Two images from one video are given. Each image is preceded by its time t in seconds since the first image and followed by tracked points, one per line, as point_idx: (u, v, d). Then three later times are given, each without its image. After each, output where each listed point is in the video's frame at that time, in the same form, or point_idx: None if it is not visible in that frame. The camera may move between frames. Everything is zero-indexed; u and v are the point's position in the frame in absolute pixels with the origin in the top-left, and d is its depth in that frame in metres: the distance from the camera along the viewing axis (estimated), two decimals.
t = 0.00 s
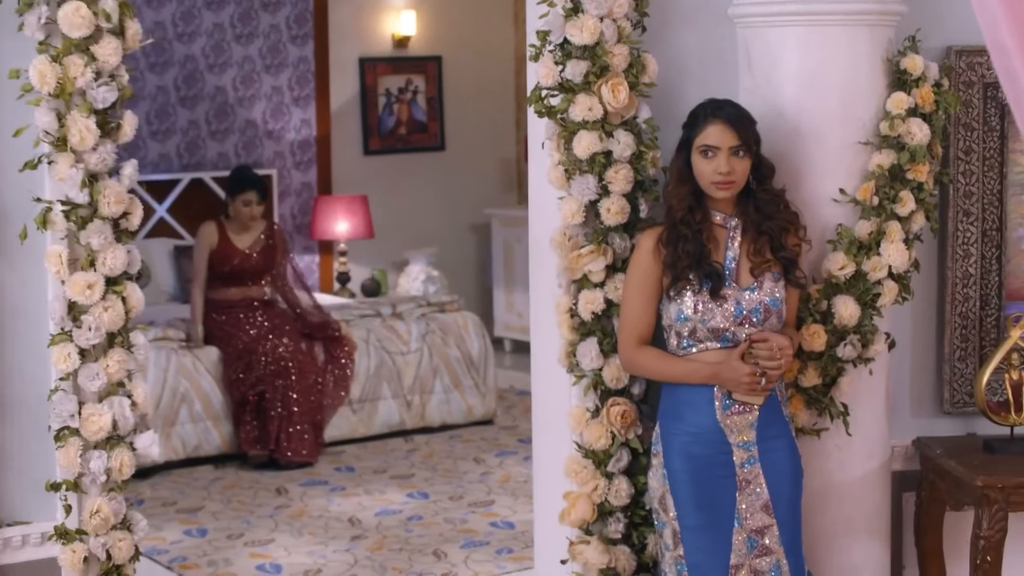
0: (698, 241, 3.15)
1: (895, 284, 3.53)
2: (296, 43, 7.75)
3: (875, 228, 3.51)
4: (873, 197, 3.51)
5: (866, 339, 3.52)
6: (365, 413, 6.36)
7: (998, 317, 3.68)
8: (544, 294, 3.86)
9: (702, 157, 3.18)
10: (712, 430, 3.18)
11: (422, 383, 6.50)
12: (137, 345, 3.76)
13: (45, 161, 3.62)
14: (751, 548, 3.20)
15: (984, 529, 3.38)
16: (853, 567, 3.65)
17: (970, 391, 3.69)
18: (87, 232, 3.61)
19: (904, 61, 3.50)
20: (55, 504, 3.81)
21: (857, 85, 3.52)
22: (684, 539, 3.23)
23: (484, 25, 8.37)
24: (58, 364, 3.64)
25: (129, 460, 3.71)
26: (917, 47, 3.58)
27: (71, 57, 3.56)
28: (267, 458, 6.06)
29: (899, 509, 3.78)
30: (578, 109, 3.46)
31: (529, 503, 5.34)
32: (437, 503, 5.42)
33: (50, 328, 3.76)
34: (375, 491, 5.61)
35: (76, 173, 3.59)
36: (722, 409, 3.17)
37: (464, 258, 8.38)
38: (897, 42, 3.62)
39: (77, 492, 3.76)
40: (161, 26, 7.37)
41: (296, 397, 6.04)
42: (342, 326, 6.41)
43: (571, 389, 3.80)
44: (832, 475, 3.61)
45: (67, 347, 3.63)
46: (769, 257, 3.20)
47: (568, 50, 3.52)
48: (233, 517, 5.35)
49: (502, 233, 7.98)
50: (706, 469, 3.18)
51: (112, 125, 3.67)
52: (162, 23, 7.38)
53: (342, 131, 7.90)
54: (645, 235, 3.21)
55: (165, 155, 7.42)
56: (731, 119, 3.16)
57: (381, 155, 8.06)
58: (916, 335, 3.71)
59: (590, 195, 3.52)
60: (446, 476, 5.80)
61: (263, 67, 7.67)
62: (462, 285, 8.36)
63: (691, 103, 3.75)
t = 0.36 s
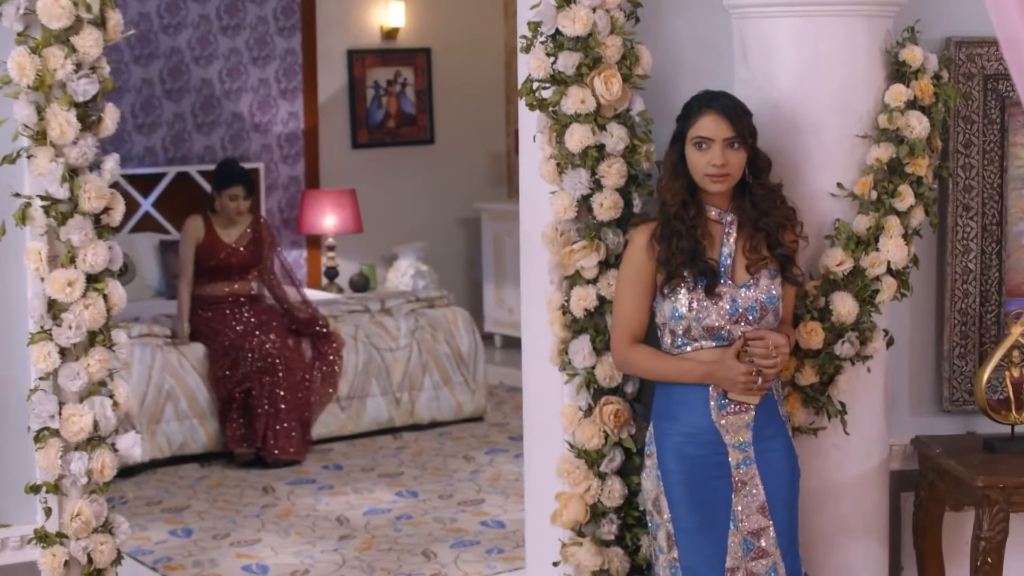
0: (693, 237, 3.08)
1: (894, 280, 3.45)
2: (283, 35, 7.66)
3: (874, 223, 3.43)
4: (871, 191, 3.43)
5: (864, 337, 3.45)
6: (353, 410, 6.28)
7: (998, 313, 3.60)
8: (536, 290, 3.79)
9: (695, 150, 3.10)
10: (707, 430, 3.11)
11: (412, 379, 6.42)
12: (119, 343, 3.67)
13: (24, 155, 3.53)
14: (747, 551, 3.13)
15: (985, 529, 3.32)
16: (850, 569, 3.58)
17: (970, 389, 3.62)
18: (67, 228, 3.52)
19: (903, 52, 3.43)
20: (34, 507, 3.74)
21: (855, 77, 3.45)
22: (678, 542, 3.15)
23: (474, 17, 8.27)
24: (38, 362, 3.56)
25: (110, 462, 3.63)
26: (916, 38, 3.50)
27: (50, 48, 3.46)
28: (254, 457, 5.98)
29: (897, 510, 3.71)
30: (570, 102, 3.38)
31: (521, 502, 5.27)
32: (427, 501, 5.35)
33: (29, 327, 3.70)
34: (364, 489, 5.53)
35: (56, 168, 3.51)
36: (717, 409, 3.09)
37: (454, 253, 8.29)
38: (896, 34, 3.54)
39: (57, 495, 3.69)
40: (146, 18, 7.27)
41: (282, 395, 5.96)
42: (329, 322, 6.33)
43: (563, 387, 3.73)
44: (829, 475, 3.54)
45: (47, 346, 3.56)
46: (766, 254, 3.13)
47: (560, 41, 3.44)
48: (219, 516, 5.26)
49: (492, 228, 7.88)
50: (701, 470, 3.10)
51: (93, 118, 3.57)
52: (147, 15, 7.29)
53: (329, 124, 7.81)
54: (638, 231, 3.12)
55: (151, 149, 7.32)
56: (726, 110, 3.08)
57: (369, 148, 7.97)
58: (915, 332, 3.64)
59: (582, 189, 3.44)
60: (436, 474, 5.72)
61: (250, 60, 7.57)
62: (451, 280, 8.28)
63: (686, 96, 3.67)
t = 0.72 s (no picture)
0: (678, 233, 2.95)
1: (887, 277, 3.35)
2: (258, 25, 7.51)
3: (866, 218, 3.34)
4: (863, 185, 3.33)
5: (855, 335, 3.36)
6: (331, 409, 6.16)
7: (992, 310, 3.50)
8: (518, 288, 3.67)
9: (681, 142, 2.96)
10: (693, 433, 2.94)
11: (390, 377, 6.30)
12: (87, 344, 3.56)
13: None
14: (734, 557, 2.95)
15: (980, 532, 3.21)
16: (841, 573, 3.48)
17: (964, 388, 3.52)
18: (33, 224, 3.39)
19: (895, 42, 3.33)
20: None
21: (846, 67, 3.35)
22: (663, 548, 2.99)
23: (453, 8, 8.14)
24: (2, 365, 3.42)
25: (78, 467, 3.52)
26: (909, 27, 3.39)
27: (15, 38, 3.32)
28: (229, 457, 5.85)
29: (890, 513, 3.61)
30: (553, 93, 3.27)
31: (502, 503, 5.16)
32: (406, 502, 5.23)
33: None
34: (341, 490, 5.41)
35: (21, 162, 3.36)
36: (703, 411, 2.93)
37: (434, 247, 8.17)
38: (888, 23, 3.43)
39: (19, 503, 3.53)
40: (118, 8, 7.11)
41: (258, 393, 5.83)
42: (306, 318, 6.19)
43: (547, 388, 3.61)
44: (819, 477, 3.44)
45: (11, 347, 3.41)
46: (754, 252, 2.99)
47: (542, 31, 3.33)
48: (193, 519, 5.14)
49: (472, 222, 7.76)
50: (686, 473, 2.94)
51: (60, 111, 3.45)
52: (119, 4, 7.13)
53: (306, 117, 7.67)
54: (622, 228, 2.99)
55: (123, 142, 7.18)
56: (713, 100, 2.95)
57: (347, 141, 7.83)
58: (907, 329, 3.54)
59: (566, 183, 3.33)
60: (415, 474, 5.61)
61: (224, 50, 7.42)
62: (431, 275, 8.16)
63: (672, 87, 3.57)
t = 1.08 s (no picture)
0: (658, 233, 2.84)
1: (871, 277, 3.26)
2: (225, 19, 7.35)
3: (850, 217, 3.24)
4: (846, 183, 3.24)
5: (839, 337, 3.26)
6: (300, 411, 6.04)
7: (978, 311, 3.40)
8: (493, 290, 3.56)
9: (659, 137, 2.85)
10: (672, 441, 2.83)
11: (361, 379, 6.18)
12: (45, 349, 3.43)
13: None
14: (714, 568, 2.84)
15: (967, 538, 3.12)
16: None
17: (950, 391, 3.43)
18: None
19: (880, 36, 3.24)
20: None
21: (828, 61, 3.26)
22: (641, 559, 2.86)
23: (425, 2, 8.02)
24: None
25: (37, 477, 3.38)
26: (894, 20, 3.30)
27: None
28: (195, 461, 5.72)
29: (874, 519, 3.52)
30: (528, 89, 3.16)
31: (476, 509, 5.04)
32: (377, 508, 5.12)
33: None
34: (311, 495, 5.30)
35: None
36: (682, 419, 2.81)
37: (405, 245, 8.05)
38: (871, 16, 3.35)
39: None
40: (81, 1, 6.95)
41: (225, 396, 5.72)
42: (275, 319, 6.07)
43: (522, 392, 3.50)
44: (802, 483, 3.34)
45: None
46: (736, 254, 2.88)
47: (517, 24, 3.22)
48: (159, 526, 5.00)
49: (444, 220, 7.64)
50: (666, 483, 2.82)
51: (17, 108, 3.31)
52: None
53: (274, 113, 7.53)
54: (599, 228, 2.88)
55: (87, 138, 7.03)
56: (692, 94, 2.84)
57: (316, 137, 7.69)
58: (892, 331, 3.45)
59: (541, 181, 3.22)
60: (387, 479, 5.49)
61: (190, 45, 7.27)
62: (402, 273, 8.05)
63: (651, 82, 3.47)
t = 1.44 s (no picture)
0: (632, 232, 2.72)
1: (849, 277, 3.15)
2: (183, 11, 7.17)
3: (828, 215, 3.13)
4: (824, 179, 3.13)
5: (817, 339, 3.16)
6: (260, 415, 5.89)
7: (960, 311, 3.30)
8: (459, 292, 3.43)
9: (633, 132, 2.73)
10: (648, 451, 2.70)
11: (323, 381, 6.04)
12: None
13: None
14: None
15: (950, 547, 3.01)
16: None
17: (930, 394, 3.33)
18: None
19: (858, 27, 3.13)
20: None
21: (806, 54, 3.14)
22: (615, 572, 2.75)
23: None
24: None
25: None
26: (872, 12, 3.19)
27: None
28: (152, 467, 5.57)
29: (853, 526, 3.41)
30: (494, 83, 3.03)
31: (441, 515, 4.92)
32: (339, 514, 4.99)
33: None
34: (272, 502, 5.16)
35: None
36: (657, 428, 2.70)
37: (367, 243, 7.90)
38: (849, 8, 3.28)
39: None
40: None
41: (183, 400, 5.56)
42: (234, 320, 5.91)
43: (490, 397, 3.38)
44: (779, 489, 3.24)
45: None
46: (714, 255, 2.77)
47: (483, 16, 3.08)
48: (114, 535, 4.84)
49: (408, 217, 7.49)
50: (642, 494, 2.70)
51: None
52: None
53: (233, 107, 7.36)
54: (572, 229, 2.76)
55: (40, 134, 6.84)
56: (667, 87, 2.72)
57: (276, 133, 7.53)
58: (870, 332, 3.35)
59: (508, 179, 3.10)
60: (350, 484, 5.36)
61: (147, 38, 7.08)
62: (365, 272, 7.90)
63: (622, 73, 3.35)
